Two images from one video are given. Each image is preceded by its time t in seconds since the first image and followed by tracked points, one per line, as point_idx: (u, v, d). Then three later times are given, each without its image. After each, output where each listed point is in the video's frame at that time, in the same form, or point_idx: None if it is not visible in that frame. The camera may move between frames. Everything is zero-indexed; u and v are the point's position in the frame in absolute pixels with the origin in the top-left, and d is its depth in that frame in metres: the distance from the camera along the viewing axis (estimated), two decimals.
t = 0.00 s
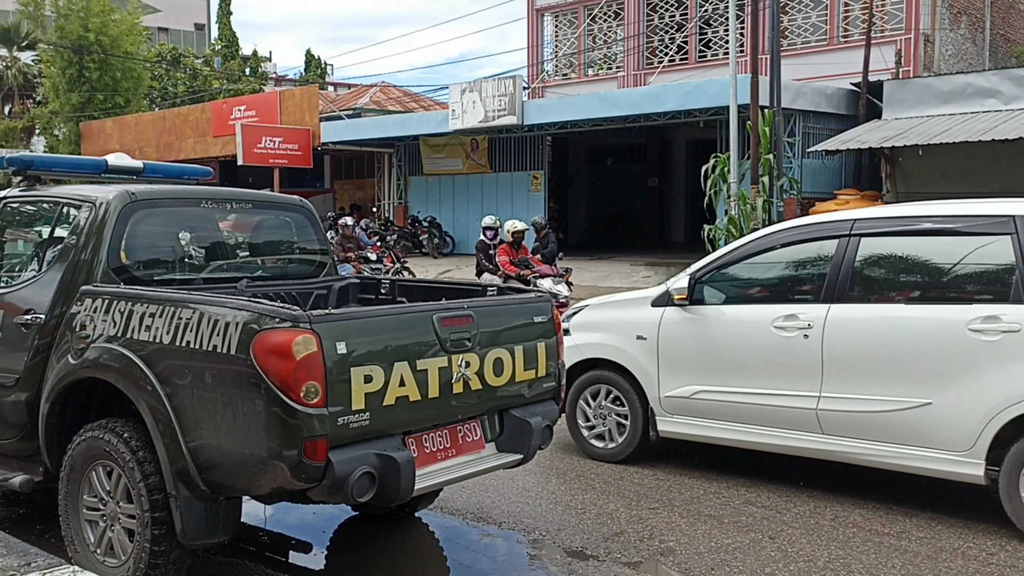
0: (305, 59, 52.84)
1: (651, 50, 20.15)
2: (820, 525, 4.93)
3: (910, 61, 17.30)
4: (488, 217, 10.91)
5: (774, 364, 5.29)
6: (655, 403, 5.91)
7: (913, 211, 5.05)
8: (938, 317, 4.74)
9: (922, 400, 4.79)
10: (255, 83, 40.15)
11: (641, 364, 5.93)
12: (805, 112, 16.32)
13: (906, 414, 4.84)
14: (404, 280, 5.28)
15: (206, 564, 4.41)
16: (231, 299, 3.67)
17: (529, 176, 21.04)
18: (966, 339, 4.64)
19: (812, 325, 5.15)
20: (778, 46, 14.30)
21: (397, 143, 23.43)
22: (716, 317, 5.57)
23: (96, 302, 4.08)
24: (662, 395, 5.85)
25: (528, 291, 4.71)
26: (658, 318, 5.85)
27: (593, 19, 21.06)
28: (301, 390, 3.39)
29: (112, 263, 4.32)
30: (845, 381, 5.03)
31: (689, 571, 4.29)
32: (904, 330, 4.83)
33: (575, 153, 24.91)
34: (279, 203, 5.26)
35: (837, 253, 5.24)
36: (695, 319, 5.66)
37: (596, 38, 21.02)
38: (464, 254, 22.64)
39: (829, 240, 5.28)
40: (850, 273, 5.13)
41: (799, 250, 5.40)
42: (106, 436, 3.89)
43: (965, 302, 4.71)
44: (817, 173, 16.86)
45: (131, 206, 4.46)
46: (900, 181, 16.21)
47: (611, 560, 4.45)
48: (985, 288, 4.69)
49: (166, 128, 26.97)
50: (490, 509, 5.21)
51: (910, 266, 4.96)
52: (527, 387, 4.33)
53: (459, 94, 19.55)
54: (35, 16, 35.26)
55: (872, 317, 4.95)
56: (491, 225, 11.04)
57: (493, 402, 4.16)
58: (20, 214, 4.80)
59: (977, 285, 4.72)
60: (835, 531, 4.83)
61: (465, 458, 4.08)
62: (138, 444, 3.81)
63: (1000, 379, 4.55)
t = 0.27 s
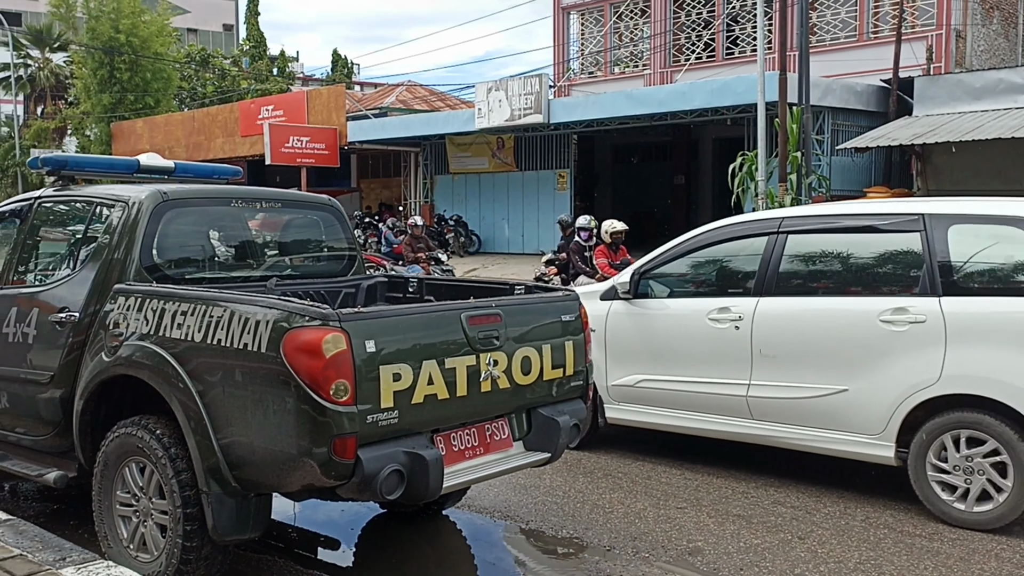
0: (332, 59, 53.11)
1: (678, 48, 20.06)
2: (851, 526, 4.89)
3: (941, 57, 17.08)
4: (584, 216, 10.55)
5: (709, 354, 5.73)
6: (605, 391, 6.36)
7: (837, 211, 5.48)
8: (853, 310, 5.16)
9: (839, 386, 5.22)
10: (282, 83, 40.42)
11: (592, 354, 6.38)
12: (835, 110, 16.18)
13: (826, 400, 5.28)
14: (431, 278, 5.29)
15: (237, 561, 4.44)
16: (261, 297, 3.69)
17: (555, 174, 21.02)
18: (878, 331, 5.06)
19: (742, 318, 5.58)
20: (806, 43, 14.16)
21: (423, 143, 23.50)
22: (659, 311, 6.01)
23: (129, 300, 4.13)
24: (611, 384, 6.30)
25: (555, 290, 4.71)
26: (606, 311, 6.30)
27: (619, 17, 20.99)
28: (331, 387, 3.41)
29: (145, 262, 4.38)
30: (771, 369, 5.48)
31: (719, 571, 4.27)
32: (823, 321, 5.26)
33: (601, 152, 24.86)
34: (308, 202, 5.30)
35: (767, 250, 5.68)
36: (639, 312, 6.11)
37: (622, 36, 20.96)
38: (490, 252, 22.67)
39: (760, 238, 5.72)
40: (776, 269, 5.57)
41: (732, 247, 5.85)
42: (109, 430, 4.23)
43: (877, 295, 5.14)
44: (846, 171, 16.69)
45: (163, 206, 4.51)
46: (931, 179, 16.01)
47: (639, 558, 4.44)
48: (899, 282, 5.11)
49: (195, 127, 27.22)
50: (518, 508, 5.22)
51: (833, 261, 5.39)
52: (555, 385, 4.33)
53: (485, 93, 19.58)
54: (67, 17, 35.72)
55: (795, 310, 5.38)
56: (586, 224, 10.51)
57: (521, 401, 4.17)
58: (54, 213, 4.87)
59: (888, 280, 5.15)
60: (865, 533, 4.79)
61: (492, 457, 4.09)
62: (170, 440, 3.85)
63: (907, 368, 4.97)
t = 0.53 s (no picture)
0: (358, 59, 53.37)
1: (705, 46, 19.95)
2: (881, 527, 4.84)
3: (973, 53, 16.86)
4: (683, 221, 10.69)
5: (658, 346, 6.09)
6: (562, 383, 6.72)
7: (775, 209, 5.83)
8: (784, 303, 5.52)
9: (772, 374, 5.56)
10: (310, 83, 40.70)
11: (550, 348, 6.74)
12: (864, 107, 16.02)
13: (760, 387, 5.63)
14: (459, 277, 5.31)
15: (267, 557, 4.48)
16: (290, 296, 3.73)
17: (581, 173, 20.99)
18: (807, 323, 5.40)
19: (684, 311, 5.93)
20: (835, 40, 14.02)
21: (449, 142, 23.54)
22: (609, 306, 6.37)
23: (161, 299, 4.18)
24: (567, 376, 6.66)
25: (583, 289, 4.71)
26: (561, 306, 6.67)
27: (645, 15, 20.92)
28: (359, 385, 3.43)
29: (176, 261, 4.42)
30: (712, 358, 5.83)
31: (748, 572, 4.25)
32: (757, 313, 5.61)
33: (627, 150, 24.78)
34: (336, 201, 5.33)
35: (709, 246, 6.03)
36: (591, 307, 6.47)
37: (649, 34, 20.89)
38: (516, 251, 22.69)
39: (704, 235, 6.07)
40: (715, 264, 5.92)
41: (678, 244, 6.21)
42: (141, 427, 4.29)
43: (807, 288, 5.49)
44: (876, 168, 16.51)
45: (194, 205, 4.56)
46: (962, 176, 15.80)
47: (667, 559, 4.42)
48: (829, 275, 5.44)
49: (223, 128, 27.46)
50: (545, 507, 5.22)
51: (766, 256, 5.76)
52: (582, 385, 4.33)
53: (511, 92, 19.63)
54: (98, 19, 36.16)
55: (732, 303, 5.74)
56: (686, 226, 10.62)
57: (548, 400, 4.17)
58: (87, 213, 4.93)
59: (817, 274, 5.50)
60: (897, 534, 4.74)
61: (520, 455, 4.09)
62: (201, 438, 3.89)
63: (832, 357, 5.30)
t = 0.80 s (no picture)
0: (387, 59, 53.62)
1: (735, 43, 19.82)
2: (916, 530, 4.78)
3: (1009, 49, 16.60)
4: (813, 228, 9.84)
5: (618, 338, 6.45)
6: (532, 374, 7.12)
7: (726, 208, 6.14)
8: (729, 296, 5.85)
9: (719, 364, 5.90)
10: (339, 83, 40.95)
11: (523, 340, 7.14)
12: (897, 104, 15.83)
13: (709, 378, 5.96)
14: (489, 276, 5.32)
15: (297, 554, 4.51)
16: (322, 295, 3.75)
17: (609, 172, 20.94)
18: (751, 316, 5.73)
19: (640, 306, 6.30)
20: (868, 36, 13.85)
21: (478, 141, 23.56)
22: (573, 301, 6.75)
23: (194, 297, 4.23)
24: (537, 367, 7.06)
25: (613, 289, 4.70)
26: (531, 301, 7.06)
27: (675, 13, 20.81)
28: (390, 384, 3.44)
29: (209, 260, 4.47)
30: (666, 350, 6.17)
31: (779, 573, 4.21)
32: (705, 307, 5.96)
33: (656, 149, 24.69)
34: (367, 201, 5.35)
35: (666, 243, 6.37)
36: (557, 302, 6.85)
37: (678, 32, 20.79)
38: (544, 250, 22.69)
39: (659, 233, 6.42)
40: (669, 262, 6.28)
41: (636, 241, 6.55)
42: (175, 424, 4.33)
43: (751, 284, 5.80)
44: (909, 166, 16.30)
45: (227, 205, 4.61)
46: (998, 174, 15.59)
47: (697, 559, 4.40)
48: (770, 272, 5.75)
49: (254, 128, 27.69)
50: (574, 506, 5.21)
51: (710, 253, 6.10)
52: (612, 384, 4.31)
53: (539, 91, 19.63)
54: (131, 21, 36.58)
55: (682, 297, 6.09)
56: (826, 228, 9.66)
57: (578, 399, 4.16)
58: (122, 213, 4.99)
59: (761, 270, 5.80)
60: (931, 537, 4.68)
61: (550, 455, 4.09)
62: (234, 435, 3.93)
63: (774, 348, 5.62)
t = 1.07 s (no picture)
0: (418, 59, 53.79)
1: (768, 41, 19.66)
2: (953, 534, 4.72)
3: None
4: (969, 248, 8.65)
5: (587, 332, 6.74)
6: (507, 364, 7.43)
7: (689, 207, 6.39)
8: (683, 293, 6.17)
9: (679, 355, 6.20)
10: (371, 83, 41.16)
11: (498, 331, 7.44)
12: (933, 101, 15.61)
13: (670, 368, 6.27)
14: (521, 275, 5.32)
15: (331, 550, 4.54)
16: (355, 294, 3.77)
17: (640, 170, 20.85)
18: (708, 310, 6.02)
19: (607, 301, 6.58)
20: (905, 32, 13.66)
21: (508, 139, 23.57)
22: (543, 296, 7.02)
23: (229, 296, 4.27)
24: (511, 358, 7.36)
25: (645, 288, 4.68)
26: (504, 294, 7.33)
27: (707, 11, 20.68)
28: (423, 383, 3.45)
29: (244, 259, 4.51)
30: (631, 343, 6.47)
31: None
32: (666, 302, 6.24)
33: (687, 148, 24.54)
34: (399, 200, 5.37)
35: (631, 240, 6.62)
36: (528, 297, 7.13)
37: (710, 30, 20.67)
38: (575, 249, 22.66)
39: (625, 231, 6.67)
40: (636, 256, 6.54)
41: (604, 238, 6.80)
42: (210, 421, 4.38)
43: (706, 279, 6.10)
44: (946, 165, 16.09)
45: (261, 204, 4.65)
46: None
47: (731, 561, 4.37)
48: (727, 269, 6.02)
49: (287, 127, 27.91)
50: (606, 506, 5.20)
51: (672, 251, 6.37)
52: (645, 384, 4.30)
53: (570, 89, 19.62)
54: (166, 22, 36.99)
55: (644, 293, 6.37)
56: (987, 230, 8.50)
57: (611, 399, 4.15)
58: (158, 212, 5.05)
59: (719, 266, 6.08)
60: (969, 540, 4.61)
61: (582, 455, 4.08)
62: (268, 432, 3.97)
63: (730, 340, 5.90)
